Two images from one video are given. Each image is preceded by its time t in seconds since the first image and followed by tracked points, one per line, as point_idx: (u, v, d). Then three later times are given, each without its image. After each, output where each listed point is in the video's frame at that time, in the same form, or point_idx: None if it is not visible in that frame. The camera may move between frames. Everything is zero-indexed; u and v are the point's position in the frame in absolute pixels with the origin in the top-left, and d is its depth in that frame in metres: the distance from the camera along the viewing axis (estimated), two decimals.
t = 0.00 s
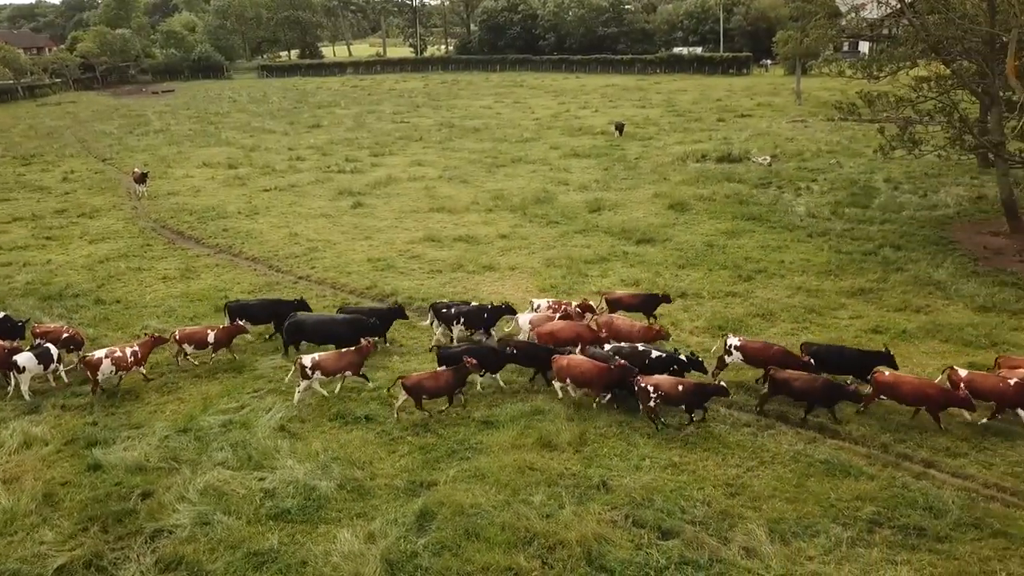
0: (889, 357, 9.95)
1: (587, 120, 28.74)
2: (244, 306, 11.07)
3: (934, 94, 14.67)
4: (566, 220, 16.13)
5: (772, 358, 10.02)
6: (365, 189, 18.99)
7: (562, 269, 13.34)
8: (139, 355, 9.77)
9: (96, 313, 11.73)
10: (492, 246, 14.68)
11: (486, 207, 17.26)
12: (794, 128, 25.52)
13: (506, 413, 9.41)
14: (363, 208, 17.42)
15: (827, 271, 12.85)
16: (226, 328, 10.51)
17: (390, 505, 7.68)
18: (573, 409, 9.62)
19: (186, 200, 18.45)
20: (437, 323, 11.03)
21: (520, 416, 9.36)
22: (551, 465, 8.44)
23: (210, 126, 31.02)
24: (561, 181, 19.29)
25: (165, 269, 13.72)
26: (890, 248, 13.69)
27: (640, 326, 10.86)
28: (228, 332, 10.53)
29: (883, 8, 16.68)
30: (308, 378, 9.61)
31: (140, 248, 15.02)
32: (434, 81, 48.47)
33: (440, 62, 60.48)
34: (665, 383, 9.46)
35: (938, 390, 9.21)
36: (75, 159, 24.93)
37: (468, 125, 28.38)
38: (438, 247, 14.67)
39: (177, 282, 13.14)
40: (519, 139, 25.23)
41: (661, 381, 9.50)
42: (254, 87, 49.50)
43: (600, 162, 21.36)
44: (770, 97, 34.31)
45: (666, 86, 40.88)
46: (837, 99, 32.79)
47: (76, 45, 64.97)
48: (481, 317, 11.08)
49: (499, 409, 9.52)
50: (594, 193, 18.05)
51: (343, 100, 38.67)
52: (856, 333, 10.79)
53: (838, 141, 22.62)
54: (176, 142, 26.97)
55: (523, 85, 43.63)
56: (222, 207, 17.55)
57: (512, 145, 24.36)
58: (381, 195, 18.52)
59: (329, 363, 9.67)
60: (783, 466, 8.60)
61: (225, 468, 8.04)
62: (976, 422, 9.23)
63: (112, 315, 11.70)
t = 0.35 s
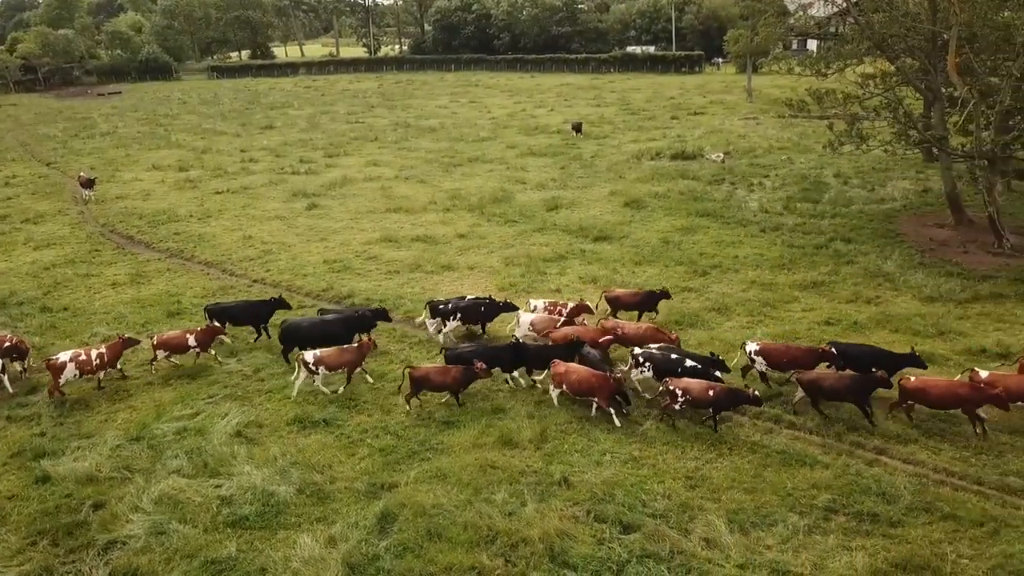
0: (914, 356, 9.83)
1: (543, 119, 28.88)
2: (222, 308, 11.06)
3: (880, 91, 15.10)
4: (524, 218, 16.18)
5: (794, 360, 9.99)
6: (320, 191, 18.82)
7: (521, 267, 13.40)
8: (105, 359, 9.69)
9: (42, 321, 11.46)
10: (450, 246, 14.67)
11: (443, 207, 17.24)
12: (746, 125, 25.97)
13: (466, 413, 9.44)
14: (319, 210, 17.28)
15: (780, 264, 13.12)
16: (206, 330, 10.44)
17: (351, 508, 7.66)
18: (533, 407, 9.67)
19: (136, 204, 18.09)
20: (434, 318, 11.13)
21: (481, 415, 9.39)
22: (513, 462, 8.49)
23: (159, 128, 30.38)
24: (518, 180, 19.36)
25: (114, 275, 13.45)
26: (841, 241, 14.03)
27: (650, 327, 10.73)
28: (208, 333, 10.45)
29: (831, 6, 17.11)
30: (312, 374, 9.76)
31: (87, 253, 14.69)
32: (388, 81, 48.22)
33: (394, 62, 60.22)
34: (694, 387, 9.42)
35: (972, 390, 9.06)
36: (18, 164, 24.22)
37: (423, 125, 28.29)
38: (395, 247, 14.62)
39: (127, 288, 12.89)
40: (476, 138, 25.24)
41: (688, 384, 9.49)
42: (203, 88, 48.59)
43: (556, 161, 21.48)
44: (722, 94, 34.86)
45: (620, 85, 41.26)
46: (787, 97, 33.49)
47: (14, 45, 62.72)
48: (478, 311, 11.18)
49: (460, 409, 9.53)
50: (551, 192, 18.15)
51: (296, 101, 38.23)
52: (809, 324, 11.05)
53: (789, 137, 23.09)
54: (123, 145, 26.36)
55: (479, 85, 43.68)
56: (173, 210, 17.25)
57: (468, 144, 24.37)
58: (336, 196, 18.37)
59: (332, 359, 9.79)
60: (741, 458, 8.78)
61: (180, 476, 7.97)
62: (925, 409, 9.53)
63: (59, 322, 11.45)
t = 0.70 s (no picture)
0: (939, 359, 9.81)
1: (499, 119, 28.94)
2: (208, 310, 10.88)
3: (829, 88, 15.47)
4: (483, 218, 16.18)
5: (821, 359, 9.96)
6: (274, 193, 18.58)
7: (481, 266, 13.41)
8: (76, 363, 9.69)
9: None
10: (408, 246, 14.62)
11: (400, 207, 17.16)
12: (699, 123, 26.38)
13: (428, 413, 9.41)
14: (274, 211, 17.07)
15: (736, 260, 13.34)
16: (196, 337, 10.37)
17: (312, 513, 7.60)
18: (495, 406, 9.68)
19: (84, 209, 17.64)
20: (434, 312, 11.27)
21: (442, 415, 9.37)
22: (476, 462, 8.49)
23: (105, 131, 29.64)
24: (476, 180, 19.37)
25: (61, 282, 13.11)
26: (794, 236, 14.31)
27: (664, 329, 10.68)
28: (197, 340, 10.37)
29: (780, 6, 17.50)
30: (317, 370, 9.93)
31: (33, 260, 14.29)
32: (342, 82, 47.84)
33: (349, 62, 59.72)
34: (724, 390, 9.34)
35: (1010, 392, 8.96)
36: None
37: (378, 125, 28.12)
38: (353, 249, 14.52)
39: (75, 294, 12.58)
40: (432, 138, 25.17)
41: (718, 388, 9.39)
42: (151, 89, 47.51)
43: (513, 160, 21.54)
44: (676, 93, 35.33)
45: (575, 84, 41.60)
46: (738, 94, 34.14)
47: None
48: (477, 310, 11.25)
49: (422, 409, 9.50)
50: (509, 191, 18.20)
51: (248, 102, 37.67)
52: (766, 318, 11.26)
53: (741, 134, 23.52)
54: (69, 149, 25.65)
55: (434, 85, 43.60)
56: (123, 215, 16.87)
57: (425, 144, 24.29)
58: (292, 198, 18.18)
59: (337, 355, 9.96)
60: (701, 451, 8.90)
61: (134, 487, 7.83)
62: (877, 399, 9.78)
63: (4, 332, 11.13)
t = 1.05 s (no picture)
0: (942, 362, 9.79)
1: (459, 118, 28.99)
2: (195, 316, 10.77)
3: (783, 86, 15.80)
4: (444, 218, 16.17)
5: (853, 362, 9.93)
6: (231, 195, 18.33)
7: (443, 267, 13.41)
8: (56, 366, 9.53)
9: None
10: (369, 247, 14.56)
11: (360, 208, 17.06)
12: (657, 121, 26.69)
13: (392, 415, 9.36)
14: (232, 214, 16.85)
15: (695, 256, 13.53)
16: (191, 340, 10.24)
17: (277, 519, 7.52)
18: (461, 406, 9.66)
19: (33, 214, 17.18)
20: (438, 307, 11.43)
21: (408, 416, 9.32)
22: (442, 463, 8.48)
23: (52, 134, 28.86)
24: (437, 180, 19.36)
25: (10, 290, 12.77)
26: (752, 231, 14.56)
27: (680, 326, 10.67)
28: (193, 343, 10.24)
29: (734, 5, 17.80)
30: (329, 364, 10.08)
31: None
32: (299, 82, 47.52)
33: (305, 63, 59.28)
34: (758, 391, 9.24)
35: None
36: None
37: (336, 126, 27.94)
38: (313, 251, 14.41)
39: (25, 302, 12.26)
40: (391, 139, 25.08)
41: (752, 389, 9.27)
42: (100, 91, 46.45)
43: (473, 160, 21.56)
44: (633, 92, 35.71)
45: (533, 83, 41.94)
46: (694, 93, 34.65)
47: None
48: (480, 307, 11.27)
49: (387, 411, 9.45)
50: (469, 191, 18.23)
51: (202, 103, 37.06)
52: (726, 313, 11.43)
53: (699, 133, 23.85)
54: (14, 153, 24.92)
55: (391, 85, 43.52)
56: (75, 220, 16.47)
57: (385, 145, 24.20)
58: (250, 200, 17.95)
59: (348, 348, 10.09)
60: (666, 446, 8.99)
61: (92, 498, 7.67)
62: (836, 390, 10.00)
63: None
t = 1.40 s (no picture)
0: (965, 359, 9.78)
1: (415, 118, 28.93)
2: (189, 318, 10.67)
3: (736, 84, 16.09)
4: (402, 219, 16.12)
5: (887, 359, 9.91)
6: (184, 198, 18.01)
7: (403, 268, 13.38)
8: (38, 370, 9.43)
9: None
10: (326, 249, 14.46)
11: (317, 210, 16.91)
12: (613, 120, 26.97)
13: (355, 417, 9.30)
14: (185, 218, 16.56)
15: (654, 253, 13.69)
16: (189, 344, 10.09)
17: (238, 526, 7.42)
18: (424, 407, 9.61)
19: None
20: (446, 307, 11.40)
21: (370, 418, 9.27)
22: (406, 465, 8.45)
23: None
24: (394, 180, 19.29)
25: None
26: (709, 227, 14.78)
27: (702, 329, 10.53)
28: (191, 348, 10.08)
29: (686, 4, 18.06)
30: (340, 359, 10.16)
31: None
32: (251, 83, 46.94)
33: (258, 63, 58.56)
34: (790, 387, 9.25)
35: None
36: None
37: (291, 127, 27.64)
38: (269, 254, 14.26)
39: None
40: (347, 139, 24.91)
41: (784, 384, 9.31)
42: (43, 93, 45.13)
43: (431, 160, 21.54)
44: (590, 91, 35.97)
45: (489, 83, 42.11)
46: (649, 91, 35.13)
47: None
48: (487, 307, 11.21)
49: (348, 414, 9.39)
50: (428, 191, 18.20)
51: (151, 105, 36.28)
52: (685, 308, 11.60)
53: (654, 130, 24.15)
54: None
55: (346, 85, 43.24)
56: (20, 226, 16.00)
57: (341, 145, 24.02)
58: (204, 203, 17.66)
59: (359, 345, 10.14)
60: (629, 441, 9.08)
61: (45, 511, 7.48)
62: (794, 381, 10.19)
63: None
